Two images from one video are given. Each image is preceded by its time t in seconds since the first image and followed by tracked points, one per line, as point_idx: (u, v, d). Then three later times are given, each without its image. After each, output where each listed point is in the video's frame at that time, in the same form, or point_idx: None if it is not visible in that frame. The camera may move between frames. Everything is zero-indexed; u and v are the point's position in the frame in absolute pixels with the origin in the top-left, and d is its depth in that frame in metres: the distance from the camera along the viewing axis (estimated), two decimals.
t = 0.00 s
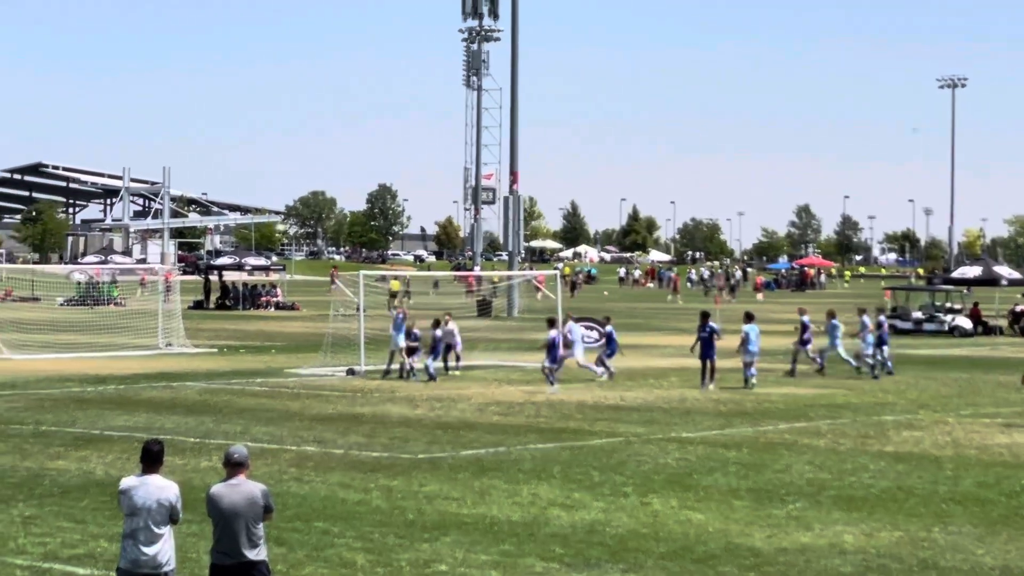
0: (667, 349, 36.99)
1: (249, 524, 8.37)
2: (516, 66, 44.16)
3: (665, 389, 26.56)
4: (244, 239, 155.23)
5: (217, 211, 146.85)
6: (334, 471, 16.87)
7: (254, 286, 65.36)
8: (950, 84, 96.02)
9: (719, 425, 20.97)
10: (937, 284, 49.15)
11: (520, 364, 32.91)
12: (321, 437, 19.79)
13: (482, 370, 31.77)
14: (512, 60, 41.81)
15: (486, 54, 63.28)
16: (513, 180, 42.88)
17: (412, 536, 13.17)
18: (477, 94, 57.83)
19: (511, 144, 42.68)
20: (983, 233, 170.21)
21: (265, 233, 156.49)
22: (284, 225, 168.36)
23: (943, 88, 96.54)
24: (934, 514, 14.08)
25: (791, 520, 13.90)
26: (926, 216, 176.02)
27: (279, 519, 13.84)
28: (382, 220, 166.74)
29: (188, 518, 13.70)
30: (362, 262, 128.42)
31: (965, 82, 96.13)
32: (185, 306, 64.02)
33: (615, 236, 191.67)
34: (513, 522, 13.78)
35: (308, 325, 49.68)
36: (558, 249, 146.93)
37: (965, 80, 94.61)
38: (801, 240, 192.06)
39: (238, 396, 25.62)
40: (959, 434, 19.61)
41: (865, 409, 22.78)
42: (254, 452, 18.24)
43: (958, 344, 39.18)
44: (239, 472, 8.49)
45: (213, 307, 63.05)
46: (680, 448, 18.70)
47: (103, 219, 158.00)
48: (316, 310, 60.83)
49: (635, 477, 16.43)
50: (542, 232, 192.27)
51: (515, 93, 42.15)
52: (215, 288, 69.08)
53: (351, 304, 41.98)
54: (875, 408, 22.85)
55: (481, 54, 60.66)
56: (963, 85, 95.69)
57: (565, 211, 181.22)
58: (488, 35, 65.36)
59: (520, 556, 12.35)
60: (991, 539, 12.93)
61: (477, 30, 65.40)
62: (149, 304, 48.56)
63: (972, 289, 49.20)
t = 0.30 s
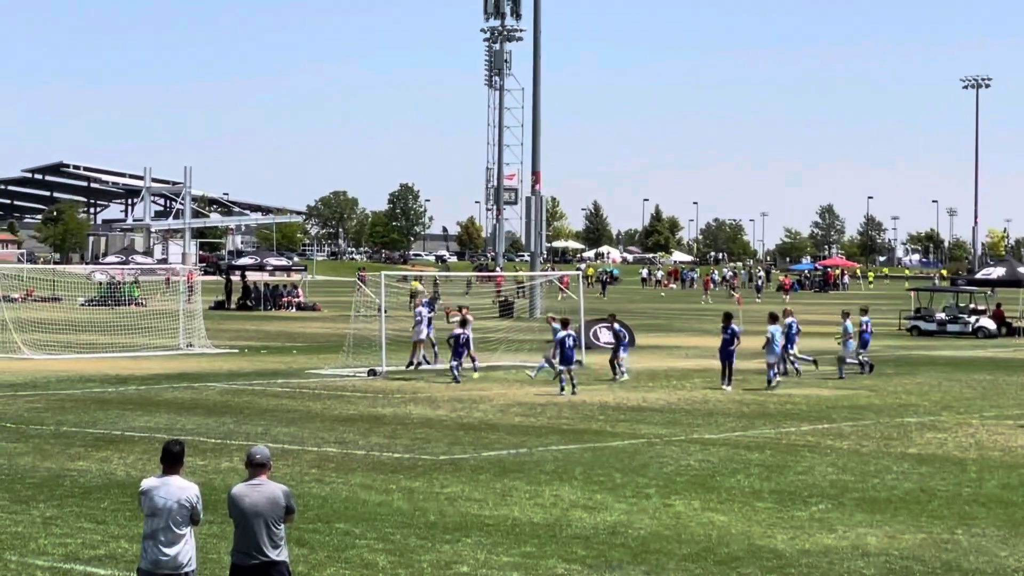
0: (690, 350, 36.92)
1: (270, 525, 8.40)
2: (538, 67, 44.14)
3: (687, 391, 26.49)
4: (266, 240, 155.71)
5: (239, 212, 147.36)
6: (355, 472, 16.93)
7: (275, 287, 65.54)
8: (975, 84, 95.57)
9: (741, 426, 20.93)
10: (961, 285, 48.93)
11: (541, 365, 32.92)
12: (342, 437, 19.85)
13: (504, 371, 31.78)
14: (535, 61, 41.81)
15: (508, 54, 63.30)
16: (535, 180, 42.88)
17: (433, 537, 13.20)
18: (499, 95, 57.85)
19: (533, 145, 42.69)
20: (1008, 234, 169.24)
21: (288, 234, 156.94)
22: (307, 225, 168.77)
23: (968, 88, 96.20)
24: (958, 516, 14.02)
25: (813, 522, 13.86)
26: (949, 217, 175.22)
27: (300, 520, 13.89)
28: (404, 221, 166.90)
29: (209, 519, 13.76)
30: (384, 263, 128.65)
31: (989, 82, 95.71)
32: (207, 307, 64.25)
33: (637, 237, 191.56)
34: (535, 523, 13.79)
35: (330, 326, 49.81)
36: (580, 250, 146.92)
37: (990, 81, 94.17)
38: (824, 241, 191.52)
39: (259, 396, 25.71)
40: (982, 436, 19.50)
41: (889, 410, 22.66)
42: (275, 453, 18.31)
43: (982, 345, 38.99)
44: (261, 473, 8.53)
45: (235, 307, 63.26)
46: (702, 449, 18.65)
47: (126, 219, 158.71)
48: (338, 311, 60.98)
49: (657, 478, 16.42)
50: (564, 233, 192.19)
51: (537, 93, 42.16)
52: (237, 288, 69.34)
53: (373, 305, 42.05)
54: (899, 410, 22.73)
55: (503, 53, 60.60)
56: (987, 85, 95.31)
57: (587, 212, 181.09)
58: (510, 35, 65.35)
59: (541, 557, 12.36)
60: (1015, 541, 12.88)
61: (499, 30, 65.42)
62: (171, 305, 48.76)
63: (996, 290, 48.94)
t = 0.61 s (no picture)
0: (704, 349, 36.90)
1: (284, 524, 8.44)
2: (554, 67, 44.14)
3: (701, 391, 26.48)
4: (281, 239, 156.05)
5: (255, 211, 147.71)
6: (369, 471, 17.00)
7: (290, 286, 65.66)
8: (991, 84, 95.34)
9: (756, 427, 20.91)
10: (976, 285, 48.82)
11: (556, 365, 32.94)
12: (356, 437, 19.91)
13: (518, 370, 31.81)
14: (550, 61, 41.81)
15: (524, 54, 63.28)
16: (550, 180, 42.89)
17: (447, 536, 13.24)
18: (514, 94, 57.85)
19: (548, 144, 42.69)
20: None
21: (303, 233, 157.25)
22: (322, 225, 169.05)
23: (985, 88, 95.90)
24: (973, 517, 14.00)
25: (828, 522, 13.86)
26: (965, 217, 174.82)
27: (314, 520, 13.94)
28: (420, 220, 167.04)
29: (223, 518, 13.82)
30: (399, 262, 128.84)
31: (1005, 82, 95.45)
32: (222, 306, 64.40)
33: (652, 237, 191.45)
34: (550, 523, 13.82)
35: (344, 325, 49.91)
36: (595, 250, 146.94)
37: (1006, 81, 93.94)
38: (839, 241, 191.21)
39: (274, 395, 25.78)
40: (998, 436, 19.46)
41: (904, 411, 22.61)
42: (289, 452, 18.37)
43: (998, 345, 38.89)
44: (274, 472, 8.56)
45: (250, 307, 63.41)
46: (717, 449, 18.64)
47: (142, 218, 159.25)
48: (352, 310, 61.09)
49: (672, 478, 16.42)
50: (579, 233, 192.19)
51: (553, 93, 42.17)
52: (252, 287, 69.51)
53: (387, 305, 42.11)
54: (914, 410, 22.69)
55: (519, 53, 60.57)
56: (1004, 85, 95.03)
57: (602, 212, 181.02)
58: (525, 35, 65.36)
59: (555, 557, 12.39)
60: None
61: (514, 30, 65.42)
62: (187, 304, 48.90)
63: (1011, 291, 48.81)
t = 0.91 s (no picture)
0: (714, 348, 36.91)
1: (291, 522, 8.50)
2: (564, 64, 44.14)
3: (710, 389, 26.50)
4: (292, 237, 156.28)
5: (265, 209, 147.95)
6: (379, 469, 17.06)
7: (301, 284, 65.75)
8: (1002, 83, 95.12)
9: (765, 425, 20.93)
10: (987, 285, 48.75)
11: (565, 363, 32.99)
12: (366, 434, 19.98)
13: (527, 369, 31.86)
14: (560, 59, 41.80)
15: (534, 52, 63.24)
16: (560, 178, 42.91)
17: (456, 534, 13.30)
18: (524, 92, 57.83)
19: (558, 143, 42.69)
20: None
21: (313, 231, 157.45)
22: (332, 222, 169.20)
23: (996, 86, 95.61)
24: (982, 516, 14.01)
25: (837, 520, 13.88)
26: (976, 216, 174.51)
27: (324, 517, 14.01)
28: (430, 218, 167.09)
29: (233, 515, 13.89)
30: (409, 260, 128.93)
31: (1016, 80, 95.17)
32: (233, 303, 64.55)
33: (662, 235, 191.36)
34: (559, 521, 13.87)
35: (355, 323, 50.01)
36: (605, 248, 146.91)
37: (1017, 79, 93.69)
38: (850, 240, 190.99)
39: (284, 393, 25.86)
40: (1008, 435, 19.45)
41: (914, 409, 22.60)
42: (299, 450, 18.44)
43: (1008, 343, 38.86)
44: (281, 470, 8.62)
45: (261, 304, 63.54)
46: (726, 448, 18.67)
47: (152, 215, 159.53)
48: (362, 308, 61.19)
49: (681, 476, 16.45)
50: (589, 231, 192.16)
51: (563, 91, 42.17)
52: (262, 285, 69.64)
53: (397, 303, 42.16)
54: (924, 409, 22.68)
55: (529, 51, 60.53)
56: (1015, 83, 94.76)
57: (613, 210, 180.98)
58: (536, 33, 65.34)
59: (564, 555, 12.44)
60: None
61: (524, 28, 65.39)
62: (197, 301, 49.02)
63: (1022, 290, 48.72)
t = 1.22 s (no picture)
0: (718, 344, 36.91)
1: (296, 518, 8.52)
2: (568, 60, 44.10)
3: (713, 385, 26.49)
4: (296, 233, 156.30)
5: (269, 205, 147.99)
6: (383, 465, 17.07)
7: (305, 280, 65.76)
8: (1007, 81, 95.07)
9: (769, 422, 20.92)
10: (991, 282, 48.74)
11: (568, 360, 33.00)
12: (370, 430, 19.99)
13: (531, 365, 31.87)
14: (564, 55, 41.75)
15: (538, 48, 63.19)
16: (564, 175, 42.88)
17: (460, 530, 13.31)
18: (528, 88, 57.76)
19: (562, 139, 42.66)
20: None
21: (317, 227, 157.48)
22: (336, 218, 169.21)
23: (1001, 84, 95.49)
24: (985, 513, 14.01)
25: (841, 517, 13.87)
26: (980, 213, 174.43)
27: (327, 513, 14.03)
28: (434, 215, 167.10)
29: (236, 511, 13.91)
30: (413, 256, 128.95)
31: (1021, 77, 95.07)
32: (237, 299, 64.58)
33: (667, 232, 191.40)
34: (562, 517, 13.88)
35: (358, 319, 50.02)
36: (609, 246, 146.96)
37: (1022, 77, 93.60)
38: (854, 237, 190.99)
39: (288, 389, 25.88)
40: (1011, 432, 19.43)
41: (917, 406, 22.61)
42: (302, 446, 18.46)
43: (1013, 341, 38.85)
44: (287, 466, 8.63)
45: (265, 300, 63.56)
46: (730, 444, 18.67)
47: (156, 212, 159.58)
48: (367, 304, 61.19)
49: (685, 473, 16.46)
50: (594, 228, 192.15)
51: (566, 87, 42.13)
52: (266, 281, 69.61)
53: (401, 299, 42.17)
54: (927, 406, 22.69)
55: (533, 47, 60.48)
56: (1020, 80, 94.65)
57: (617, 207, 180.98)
58: (540, 29, 65.26)
59: (568, 551, 12.45)
60: None
61: (529, 24, 65.30)
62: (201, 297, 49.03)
63: None
